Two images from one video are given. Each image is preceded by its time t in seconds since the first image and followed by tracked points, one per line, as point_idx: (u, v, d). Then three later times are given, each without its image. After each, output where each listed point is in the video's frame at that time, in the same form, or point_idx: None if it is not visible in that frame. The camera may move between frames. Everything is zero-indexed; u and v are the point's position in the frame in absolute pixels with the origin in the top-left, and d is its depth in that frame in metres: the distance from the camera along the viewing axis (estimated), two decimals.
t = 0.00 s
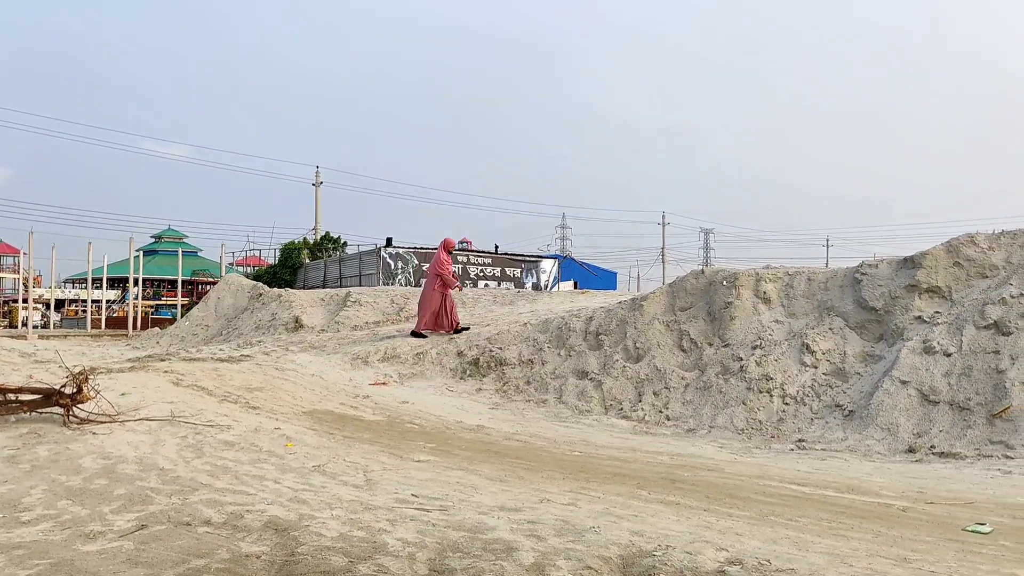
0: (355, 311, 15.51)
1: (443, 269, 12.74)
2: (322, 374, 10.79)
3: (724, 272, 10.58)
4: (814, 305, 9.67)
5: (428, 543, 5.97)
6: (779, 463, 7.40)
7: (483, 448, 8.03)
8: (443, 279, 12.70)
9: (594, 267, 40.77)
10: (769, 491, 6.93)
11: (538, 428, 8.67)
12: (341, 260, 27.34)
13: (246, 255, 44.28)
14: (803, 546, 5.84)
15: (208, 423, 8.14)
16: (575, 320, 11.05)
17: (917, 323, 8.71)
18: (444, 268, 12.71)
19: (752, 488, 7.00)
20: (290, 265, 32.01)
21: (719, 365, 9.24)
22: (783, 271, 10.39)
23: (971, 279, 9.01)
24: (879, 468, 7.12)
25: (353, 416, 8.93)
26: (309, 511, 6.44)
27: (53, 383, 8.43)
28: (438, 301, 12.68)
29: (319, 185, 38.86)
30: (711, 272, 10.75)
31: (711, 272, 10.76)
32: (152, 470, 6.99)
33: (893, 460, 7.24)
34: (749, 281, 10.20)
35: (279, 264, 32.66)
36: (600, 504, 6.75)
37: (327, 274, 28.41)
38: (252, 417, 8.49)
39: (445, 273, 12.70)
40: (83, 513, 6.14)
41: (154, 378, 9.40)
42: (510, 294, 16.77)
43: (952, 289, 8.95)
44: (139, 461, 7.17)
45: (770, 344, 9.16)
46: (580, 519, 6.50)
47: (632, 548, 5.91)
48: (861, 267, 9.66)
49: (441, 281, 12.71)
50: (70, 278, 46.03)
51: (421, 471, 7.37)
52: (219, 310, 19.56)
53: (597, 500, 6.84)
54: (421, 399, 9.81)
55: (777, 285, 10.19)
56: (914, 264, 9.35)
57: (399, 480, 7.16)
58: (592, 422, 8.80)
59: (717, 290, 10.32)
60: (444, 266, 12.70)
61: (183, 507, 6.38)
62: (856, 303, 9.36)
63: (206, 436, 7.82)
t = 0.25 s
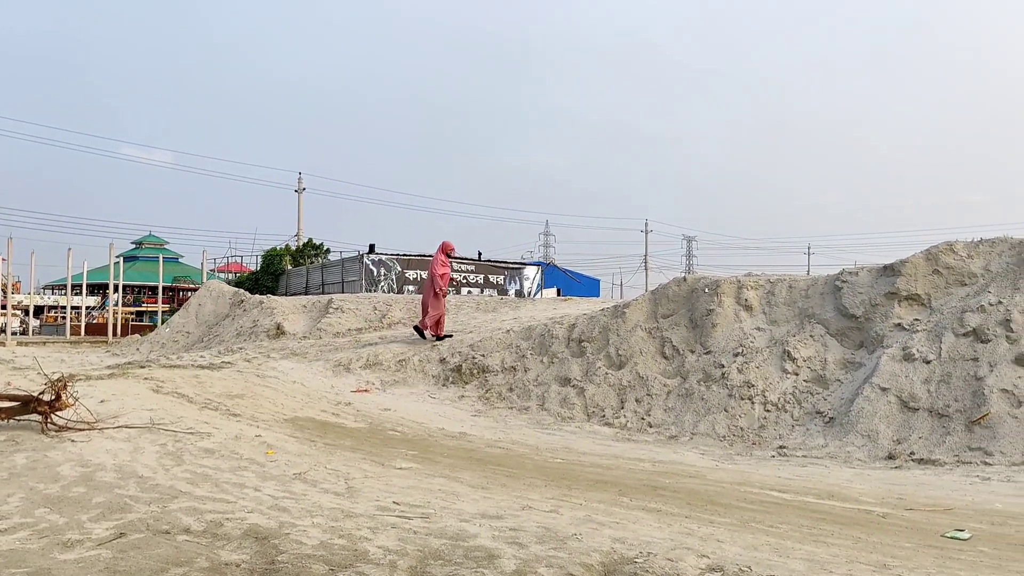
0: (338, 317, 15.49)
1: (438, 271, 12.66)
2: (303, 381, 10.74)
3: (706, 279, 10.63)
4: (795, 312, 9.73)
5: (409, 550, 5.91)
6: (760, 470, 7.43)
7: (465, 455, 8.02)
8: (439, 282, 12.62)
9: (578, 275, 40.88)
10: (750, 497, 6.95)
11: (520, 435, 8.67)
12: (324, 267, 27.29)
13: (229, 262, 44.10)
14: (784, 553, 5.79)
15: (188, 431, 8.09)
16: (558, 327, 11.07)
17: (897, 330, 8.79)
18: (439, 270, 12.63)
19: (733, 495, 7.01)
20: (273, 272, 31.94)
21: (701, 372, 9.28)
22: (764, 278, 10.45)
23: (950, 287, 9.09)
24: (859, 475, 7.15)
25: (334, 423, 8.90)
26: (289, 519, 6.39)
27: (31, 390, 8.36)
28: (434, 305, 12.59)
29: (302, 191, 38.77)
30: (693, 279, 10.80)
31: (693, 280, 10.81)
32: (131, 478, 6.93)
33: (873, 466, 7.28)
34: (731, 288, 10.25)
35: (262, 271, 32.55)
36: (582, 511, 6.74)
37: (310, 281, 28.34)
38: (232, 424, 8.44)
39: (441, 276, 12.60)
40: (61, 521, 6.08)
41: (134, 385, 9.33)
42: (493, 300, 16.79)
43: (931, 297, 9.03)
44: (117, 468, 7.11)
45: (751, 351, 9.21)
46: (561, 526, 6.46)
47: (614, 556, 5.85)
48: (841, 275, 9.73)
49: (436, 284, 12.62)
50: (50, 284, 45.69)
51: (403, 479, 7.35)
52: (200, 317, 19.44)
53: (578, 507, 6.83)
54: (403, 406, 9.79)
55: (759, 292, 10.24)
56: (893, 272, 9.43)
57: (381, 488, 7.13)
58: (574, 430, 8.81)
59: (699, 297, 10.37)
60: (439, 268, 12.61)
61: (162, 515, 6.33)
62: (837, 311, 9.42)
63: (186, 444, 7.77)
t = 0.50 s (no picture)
0: (322, 321, 15.47)
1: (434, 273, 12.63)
2: (286, 385, 10.70)
3: (690, 284, 10.66)
4: (778, 317, 9.78)
5: (392, 556, 5.84)
6: (743, 474, 7.45)
7: (449, 460, 8.00)
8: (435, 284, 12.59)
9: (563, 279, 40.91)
10: (732, 501, 6.96)
11: (504, 440, 8.66)
12: (307, 271, 27.24)
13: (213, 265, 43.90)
14: (767, 557, 5.74)
15: (169, 436, 8.04)
16: (543, 331, 11.07)
17: (879, 335, 8.85)
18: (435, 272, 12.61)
19: (716, 499, 7.02)
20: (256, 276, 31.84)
21: (685, 376, 9.31)
22: (748, 283, 10.50)
23: (931, 292, 9.17)
24: (841, 479, 7.19)
25: (317, 428, 8.86)
26: (271, 525, 6.33)
27: (10, 395, 8.28)
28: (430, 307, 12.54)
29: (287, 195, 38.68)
30: (677, 284, 10.84)
31: (677, 284, 10.84)
32: (112, 483, 6.88)
33: (855, 470, 7.32)
34: (715, 293, 10.29)
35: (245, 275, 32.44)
36: (566, 515, 6.72)
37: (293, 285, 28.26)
38: (215, 429, 8.39)
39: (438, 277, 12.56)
40: (40, 527, 6.02)
41: (115, 390, 9.28)
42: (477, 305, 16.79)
43: (912, 301, 9.11)
44: (98, 474, 7.05)
45: (734, 355, 9.24)
46: (545, 530, 6.39)
47: (598, 560, 5.78)
48: (824, 280, 9.79)
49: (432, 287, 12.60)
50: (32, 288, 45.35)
51: (386, 484, 7.31)
52: (182, 321, 19.33)
53: (562, 511, 6.81)
54: (387, 411, 9.76)
55: (742, 297, 10.28)
56: (875, 277, 9.49)
57: (364, 493, 7.09)
58: (558, 434, 8.81)
59: (683, 302, 10.41)
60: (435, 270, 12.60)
61: (143, 521, 6.27)
62: (819, 315, 9.47)
63: (167, 449, 7.73)
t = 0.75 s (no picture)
0: (304, 325, 15.42)
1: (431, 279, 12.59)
2: (267, 390, 10.64)
3: (673, 288, 10.70)
4: (760, 321, 9.83)
5: (373, 561, 5.78)
6: (724, 478, 7.48)
7: (431, 465, 7.98)
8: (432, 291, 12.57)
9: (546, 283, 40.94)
10: (714, 505, 6.97)
11: (486, 444, 8.65)
12: (289, 274, 27.12)
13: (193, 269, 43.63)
14: (747, 560, 5.75)
15: (148, 441, 7.97)
16: (526, 335, 11.07)
17: (859, 338, 8.92)
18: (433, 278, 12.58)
19: (697, 503, 7.03)
20: (237, 279, 31.67)
21: (667, 380, 9.33)
22: (730, 287, 10.55)
23: (910, 296, 9.26)
24: (821, 482, 7.23)
25: (298, 433, 8.81)
26: (251, 530, 6.27)
27: None
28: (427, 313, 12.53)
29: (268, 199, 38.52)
30: (660, 288, 10.87)
31: (659, 289, 10.88)
32: (89, 489, 6.81)
33: (835, 473, 7.37)
34: (697, 297, 10.33)
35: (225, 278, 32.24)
36: (548, 520, 6.71)
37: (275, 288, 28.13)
38: (194, 434, 8.32)
39: (436, 283, 12.53)
40: (16, 533, 5.95)
41: (93, 395, 9.19)
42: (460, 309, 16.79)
43: (891, 306, 9.19)
44: (76, 479, 6.98)
45: (716, 359, 9.28)
46: (527, 535, 6.36)
47: (579, 564, 5.75)
48: (805, 284, 9.85)
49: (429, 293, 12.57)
50: (10, 291, 44.88)
51: (367, 489, 7.28)
52: (162, 325, 19.17)
53: (544, 516, 6.79)
54: (369, 415, 9.72)
55: (724, 301, 10.33)
56: (855, 281, 9.57)
57: (345, 498, 7.05)
58: (541, 438, 8.82)
59: (665, 306, 10.45)
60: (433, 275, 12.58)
61: (121, 527, 6.20)
62: (800, 319, 9.53)
63: (146, 454, 7.66)
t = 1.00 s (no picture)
0: (289, 329, 15.37)
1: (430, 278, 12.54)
2: (251, 394, 10.59)
3: (658, 292, 10.74)
4: (744, 325, 9.88)
5: (356, 565, 5.74)
6: (709, 481, 7.50)
7: (416, 469, 7.96)
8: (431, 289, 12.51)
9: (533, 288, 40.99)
10: (697, 508, 6.99)
11: (471, 448, 8.65)
12: (274, 278, 27.04)
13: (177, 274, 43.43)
14: (731, 563, 5.75)
15: (130, 445, 7.92)
16: (512, 339, 11.08)
17: (842, 342, 8.98)
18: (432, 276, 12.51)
19: (681, 506, 7.04)
20: (221, 283, 31.54)
21: (652, 384, 9.36)
22: (715, 291, 10.59)
23: (893, 300, 9.33)
24: (805, 485, 7.26)
25: (282, 437, 8.78)
26: (234, 535, 6.23)
27: None
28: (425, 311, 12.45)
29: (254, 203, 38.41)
30: (645, 292, 10.90)
31: (645, 293, 10.91)
32: (70, 494, 6.75)
33: (819, 476, 7.41)
34: (682, 301, 10.37)
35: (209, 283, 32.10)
36: (532, 524, 6.70)
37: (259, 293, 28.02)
38: (177, 439, 8.27)
39: (435, 282, 12.48)
40: None
41: (75, 399, 9.12)
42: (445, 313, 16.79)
43: (874, 310, 9.25)
44: (57, 484, 6.92)
45: (701, 363, 9.32)
46: (511, 539, 6.35)
47: (563, 568, 5.74)
48: (789, 288, 9.90)
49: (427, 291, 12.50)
50: None
51: (351, 493, 7.25)
52: (145, 329, 19.06)
53: (529, 520, 6.78)
54: (354, 420, 9.69)
55: (709, 305, 10.37)
56: (839, 285, 9.63)
57: (329, 503, 7.02)
58: (527, 442, 8.82)
59: (650, 311, 10.48)
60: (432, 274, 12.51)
61: (102, 532, 6.15)
62: (785, 323, 9.58)
63: (128, 459, 7.61)
